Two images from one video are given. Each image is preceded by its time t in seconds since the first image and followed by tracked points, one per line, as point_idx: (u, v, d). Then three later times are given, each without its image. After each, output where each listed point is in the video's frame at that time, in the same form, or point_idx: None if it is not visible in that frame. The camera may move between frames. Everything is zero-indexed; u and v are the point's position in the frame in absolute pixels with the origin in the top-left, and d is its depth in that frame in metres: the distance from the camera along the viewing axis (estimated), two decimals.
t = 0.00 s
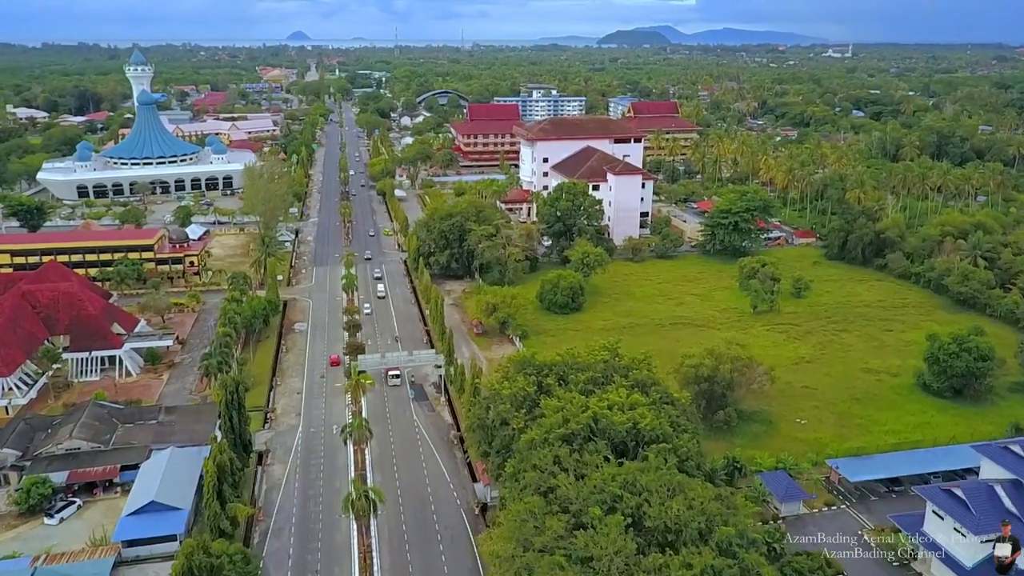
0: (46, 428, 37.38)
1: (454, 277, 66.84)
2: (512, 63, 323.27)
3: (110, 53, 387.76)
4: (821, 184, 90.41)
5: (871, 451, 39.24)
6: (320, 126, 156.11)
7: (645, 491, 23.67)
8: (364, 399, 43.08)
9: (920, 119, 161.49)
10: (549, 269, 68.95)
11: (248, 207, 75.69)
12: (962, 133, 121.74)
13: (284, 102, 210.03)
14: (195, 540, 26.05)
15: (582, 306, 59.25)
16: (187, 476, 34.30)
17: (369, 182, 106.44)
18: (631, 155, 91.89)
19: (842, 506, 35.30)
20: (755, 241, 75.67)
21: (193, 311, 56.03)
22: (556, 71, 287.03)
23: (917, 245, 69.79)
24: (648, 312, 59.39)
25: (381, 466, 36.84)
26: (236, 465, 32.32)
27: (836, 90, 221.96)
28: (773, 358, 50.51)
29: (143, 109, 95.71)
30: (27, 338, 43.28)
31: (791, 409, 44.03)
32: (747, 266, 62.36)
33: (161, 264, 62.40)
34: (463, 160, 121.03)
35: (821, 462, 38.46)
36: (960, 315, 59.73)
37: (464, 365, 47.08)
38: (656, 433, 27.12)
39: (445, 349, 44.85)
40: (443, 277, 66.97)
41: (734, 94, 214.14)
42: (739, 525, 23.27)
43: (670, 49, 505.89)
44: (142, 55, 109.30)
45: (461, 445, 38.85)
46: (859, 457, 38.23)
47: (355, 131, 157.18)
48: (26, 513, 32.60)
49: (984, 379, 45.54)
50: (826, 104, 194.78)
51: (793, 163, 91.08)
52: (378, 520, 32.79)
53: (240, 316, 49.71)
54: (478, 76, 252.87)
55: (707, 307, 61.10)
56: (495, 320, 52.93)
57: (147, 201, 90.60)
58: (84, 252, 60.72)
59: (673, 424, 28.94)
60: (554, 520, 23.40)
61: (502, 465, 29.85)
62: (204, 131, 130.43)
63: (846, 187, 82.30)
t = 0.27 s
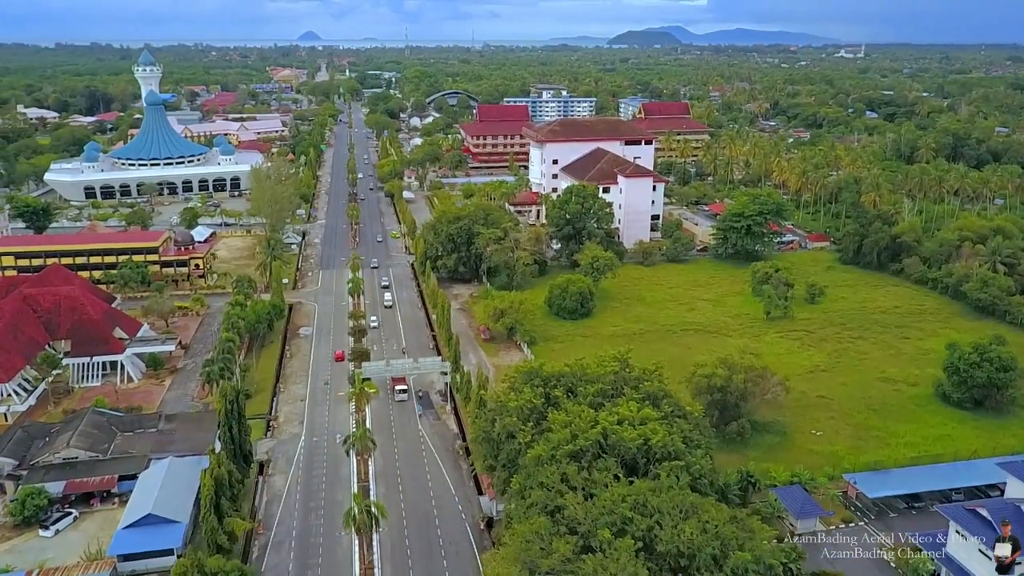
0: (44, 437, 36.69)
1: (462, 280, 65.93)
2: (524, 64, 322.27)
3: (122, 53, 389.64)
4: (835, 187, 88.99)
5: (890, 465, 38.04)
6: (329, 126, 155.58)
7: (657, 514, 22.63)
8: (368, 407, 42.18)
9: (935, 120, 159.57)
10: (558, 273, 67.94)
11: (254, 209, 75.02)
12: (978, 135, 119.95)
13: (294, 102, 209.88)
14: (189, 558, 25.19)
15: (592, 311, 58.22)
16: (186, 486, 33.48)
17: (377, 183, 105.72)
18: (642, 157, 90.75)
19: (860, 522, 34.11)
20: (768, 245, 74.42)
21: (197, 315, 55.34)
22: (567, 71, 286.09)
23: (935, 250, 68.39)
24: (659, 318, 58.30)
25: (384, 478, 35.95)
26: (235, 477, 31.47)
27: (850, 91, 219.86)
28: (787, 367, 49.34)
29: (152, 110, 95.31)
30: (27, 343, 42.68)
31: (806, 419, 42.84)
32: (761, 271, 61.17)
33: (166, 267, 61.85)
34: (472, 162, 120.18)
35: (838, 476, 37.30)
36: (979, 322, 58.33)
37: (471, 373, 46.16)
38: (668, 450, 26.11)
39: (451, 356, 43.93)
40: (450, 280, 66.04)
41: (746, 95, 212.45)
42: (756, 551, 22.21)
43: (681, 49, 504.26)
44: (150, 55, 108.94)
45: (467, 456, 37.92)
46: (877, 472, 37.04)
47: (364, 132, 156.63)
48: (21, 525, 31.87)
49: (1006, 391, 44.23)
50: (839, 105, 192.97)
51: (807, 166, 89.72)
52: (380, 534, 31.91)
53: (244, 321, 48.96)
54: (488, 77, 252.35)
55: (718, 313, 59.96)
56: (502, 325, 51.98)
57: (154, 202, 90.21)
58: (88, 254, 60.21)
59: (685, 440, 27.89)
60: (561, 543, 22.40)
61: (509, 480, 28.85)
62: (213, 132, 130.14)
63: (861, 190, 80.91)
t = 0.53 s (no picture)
0: (42, 446, 35.90)
1: (470, 284, 64.88)
2: (535, 64, 321.24)
3: (135, 53, 391.44)
4: (851, 190, 87.38)
5: (911, 481, 36.71)
6: (339, 127, 155.05)
7: (670, 540, 21.53)
8: (372, 417, 41.19)
9: (952, 122, 157.24)
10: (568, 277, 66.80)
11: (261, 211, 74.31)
12: (997, 137, 117.81)
13: (305, 102, 209.66)
14: None
15: (602, 317, 57.04)
16: (183, 499, 32.56)
17: (386, 185, 104.90)
18: (654, 159, 89.44)
19: (881, 542, 32.73)
20: (782, 249, 73.02)
21: (202, 320, 54.57)
22: (578, 72, 284.79)
23: (954, 255, 66.72)
24: (671, 324, 57.08)
25: (387, 491, 34.93)
26: (233, 491, 30.52)
27: (864, 91, 217.53)
28: (803, 377, 48.01)
29: (160, 111, 94.83)
30: (27, 349, 42.03)
31: (823, 432, 41.54)
32: (775, 277, 59.83)
33: (171, 270, 61.17)
34: (482, 163, 119.20)
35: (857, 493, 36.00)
36: (1001, 331, 56.72)
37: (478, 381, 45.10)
38: (682, 470, 24.98)
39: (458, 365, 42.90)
40: (458, 285, 64.98)
41: (759, 95, 210.51)
42: None
43: (693, 49, 501.73)
44: (159, 55, 108.58)
45: (473, 468, 36.87)
46: (897, 488, 35.69)
47: (374, 133, 155.97)
48: (15, 538, 31.04)
49: None
50: (854, 106, 190.76)
51: (822, 169, 88.12)
52: (382, 551, 30.89)
53: (247, 326, 48.11)
54: (499, 77, 251.50)
55: (732, 319, 58.68)
56: (510, 332, 50.90)
57: (162, 204, 89.78)
58: (93, 257, 59.63)
59: (699, 458, 26.74)
60: (570, 569, 21.30)
61: (515, 498, 27.79)
62: (222, 133, 129.80)
63: (878, 194, 79.27)
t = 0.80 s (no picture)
0: (39, 456, 35.10)
1: (479, 289, 63.78)
2: (547, 65, 320.31)
3: (148, 53, 393.37)
4: (868, 194, 85.69)
5: (934, 500, 35.31)
6: (349, 128, 154.45)
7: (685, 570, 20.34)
8: (377, 427, 40.15)
9: (970, 123, 154.80)
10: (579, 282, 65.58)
11: (269, 213, 73.52)
12: (1017, 139, 115.58)
13: (316, 103, 209.47)
14: None
15: (614, 324, 55.80)
16: (181, 514, 31.65)
17: (395, 186, 103.99)
18: (667, 161, 88.06)
19: (904, 563, 31.31)
20: (798, 254, 71.54)
21: (206, 325, 53.74)
22: (590, 73, 283.47)
23: (976, 261, 64.98)
24: (684, 332, 55.79)
25: (391, 506, 33.86)
26: (230, 506, 29.54)
27: (879, 93, 215.15)
28: (820, 388, 46.61)
29: (169, 111, 94.26)
30: (26, 355, 41.26)
31: (842, 446, 40.18)
32: (791, 283, 58.41)
33: (177, 273, 60.40)
34: (493, 165, 118.13)
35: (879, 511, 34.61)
36: None
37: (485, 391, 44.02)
38: (697, 493, 23.78)
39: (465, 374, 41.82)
40: (467, 289, 63.86)
41: (772, 96, 208.50)
42: None
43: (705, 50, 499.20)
44: (169, 56, 108.16)
45: (479, 482, 35.75)
46: (921, 507, 34.32)
47: (385, 134, 155.24)
48: (8, 552, 30.18)
49: None
50: (869, 107, 188.43)
51: (838, 172, 86.43)
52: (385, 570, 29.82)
53: (251, 332, 47.20)
54: (511, 78, 250.58)
55: (747, 327, 57.34)
56: (520, 339, 49.76)
57: (170, 205, 89.25)
58: (98, 259, 58.91)
59: (715, 479, 25.53)
60: None
61: (522, 518, 26.65)
62: (232, 133, 129.42)
63: (896, 198, 77.55)
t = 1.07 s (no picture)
0: (35, 466, 34.33)
1: (487, 293, 62.70)
2: (558, 66, 319.56)
3: (161, 53, 395.07)
4: (885, 197, 84.06)
5: (958, 518, 33.97)
6: (359, 128, 153.87)
7: None
8: (381, 437, 39.15)
9: (987, 125, 152.60)
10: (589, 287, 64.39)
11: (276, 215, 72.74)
12: None
13: (326, 103, 209.20)
14: None
15: (625, 330, 54.63)
16: (177, 527, 30.74)
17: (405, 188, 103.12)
18: (680, 163, 86.60)
19: None
20: (813, 259, 70.09)
21: (210, 329, 52.94)
22: (601, 73, 282.17)
23: (997, 267, 63.31)
24: (697, 339, 54.58)
25: (394, 521, 32.82)
26: (227, 521, 28.59)
27: (894, 94, 212.78)
28: (838, 399, 45.27)
29: (177, 112, 93.71)
30: (26, 360, 40.55)
31: (861, 460, 38.87)
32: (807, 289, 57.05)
33: (182, 276, 59.64)
34: (503, 166, 117.10)
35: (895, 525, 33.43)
36: None
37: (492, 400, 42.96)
38: (713, 517, 22.65)
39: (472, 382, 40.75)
40: (475, 293, 62.79)
41: (785, 97, 206.49)
42: None
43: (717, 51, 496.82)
44: (178, 56, 107.71)
45: (486, 496, 34.66)
46: (944, 527, 33.02)
47: (394, 134, 154.50)
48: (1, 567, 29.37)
49: None
50: (883, 108, 186.26)
51: (854, 175, 84.83)
52: None
53: (255, 337, 46.31)
54: (522, 78, 249.57)
55: (761, 334, 56.05)
56: (528, 346, 48.65)
57: (178, 206, 88.74)
58: (102, 262, 58.26)
59: (731, 501, 24.37)
60: None
61: (529, 539, 25.59)
62: (242, 134, 128.99)
63: (915, 201, 75.90)
